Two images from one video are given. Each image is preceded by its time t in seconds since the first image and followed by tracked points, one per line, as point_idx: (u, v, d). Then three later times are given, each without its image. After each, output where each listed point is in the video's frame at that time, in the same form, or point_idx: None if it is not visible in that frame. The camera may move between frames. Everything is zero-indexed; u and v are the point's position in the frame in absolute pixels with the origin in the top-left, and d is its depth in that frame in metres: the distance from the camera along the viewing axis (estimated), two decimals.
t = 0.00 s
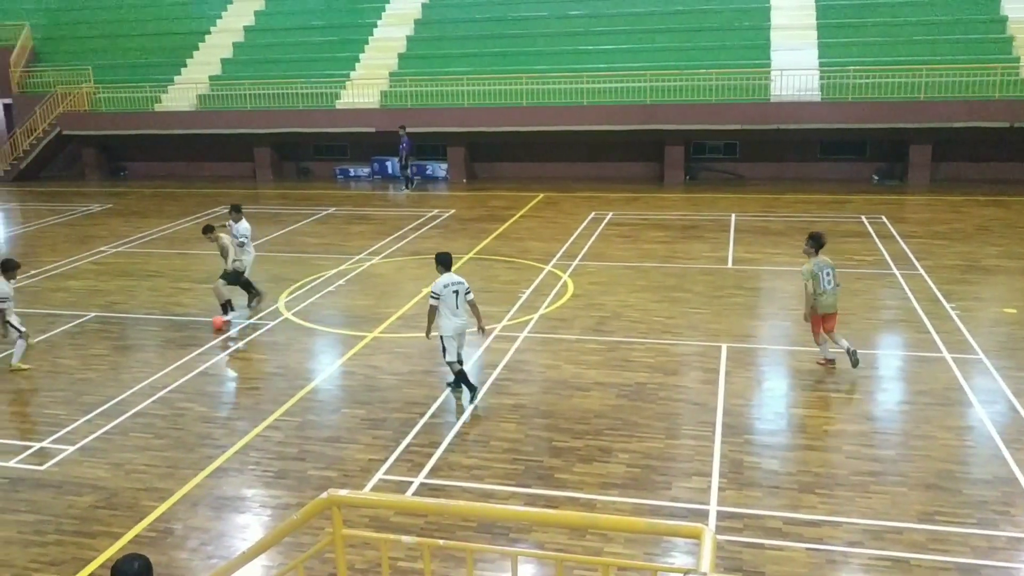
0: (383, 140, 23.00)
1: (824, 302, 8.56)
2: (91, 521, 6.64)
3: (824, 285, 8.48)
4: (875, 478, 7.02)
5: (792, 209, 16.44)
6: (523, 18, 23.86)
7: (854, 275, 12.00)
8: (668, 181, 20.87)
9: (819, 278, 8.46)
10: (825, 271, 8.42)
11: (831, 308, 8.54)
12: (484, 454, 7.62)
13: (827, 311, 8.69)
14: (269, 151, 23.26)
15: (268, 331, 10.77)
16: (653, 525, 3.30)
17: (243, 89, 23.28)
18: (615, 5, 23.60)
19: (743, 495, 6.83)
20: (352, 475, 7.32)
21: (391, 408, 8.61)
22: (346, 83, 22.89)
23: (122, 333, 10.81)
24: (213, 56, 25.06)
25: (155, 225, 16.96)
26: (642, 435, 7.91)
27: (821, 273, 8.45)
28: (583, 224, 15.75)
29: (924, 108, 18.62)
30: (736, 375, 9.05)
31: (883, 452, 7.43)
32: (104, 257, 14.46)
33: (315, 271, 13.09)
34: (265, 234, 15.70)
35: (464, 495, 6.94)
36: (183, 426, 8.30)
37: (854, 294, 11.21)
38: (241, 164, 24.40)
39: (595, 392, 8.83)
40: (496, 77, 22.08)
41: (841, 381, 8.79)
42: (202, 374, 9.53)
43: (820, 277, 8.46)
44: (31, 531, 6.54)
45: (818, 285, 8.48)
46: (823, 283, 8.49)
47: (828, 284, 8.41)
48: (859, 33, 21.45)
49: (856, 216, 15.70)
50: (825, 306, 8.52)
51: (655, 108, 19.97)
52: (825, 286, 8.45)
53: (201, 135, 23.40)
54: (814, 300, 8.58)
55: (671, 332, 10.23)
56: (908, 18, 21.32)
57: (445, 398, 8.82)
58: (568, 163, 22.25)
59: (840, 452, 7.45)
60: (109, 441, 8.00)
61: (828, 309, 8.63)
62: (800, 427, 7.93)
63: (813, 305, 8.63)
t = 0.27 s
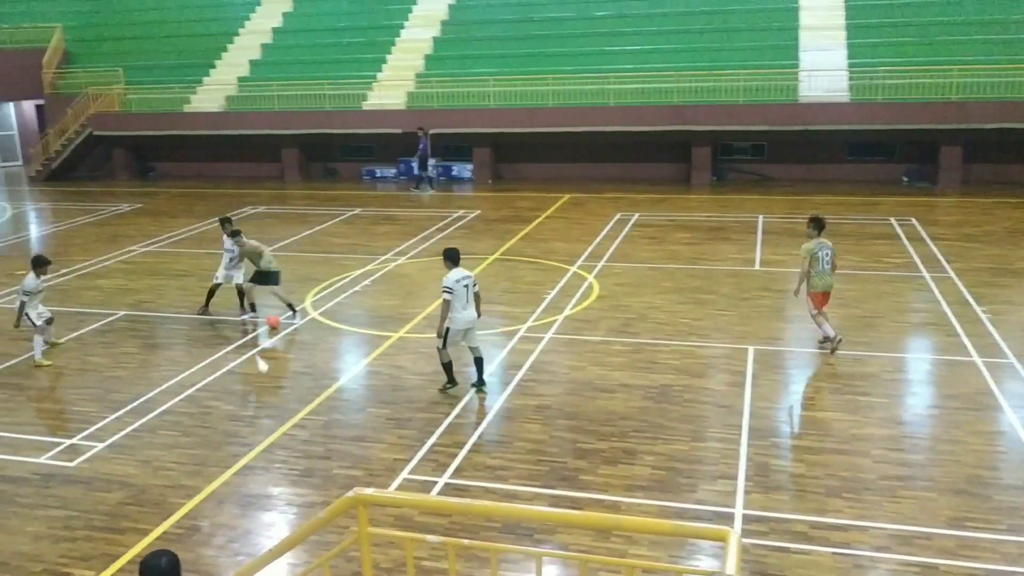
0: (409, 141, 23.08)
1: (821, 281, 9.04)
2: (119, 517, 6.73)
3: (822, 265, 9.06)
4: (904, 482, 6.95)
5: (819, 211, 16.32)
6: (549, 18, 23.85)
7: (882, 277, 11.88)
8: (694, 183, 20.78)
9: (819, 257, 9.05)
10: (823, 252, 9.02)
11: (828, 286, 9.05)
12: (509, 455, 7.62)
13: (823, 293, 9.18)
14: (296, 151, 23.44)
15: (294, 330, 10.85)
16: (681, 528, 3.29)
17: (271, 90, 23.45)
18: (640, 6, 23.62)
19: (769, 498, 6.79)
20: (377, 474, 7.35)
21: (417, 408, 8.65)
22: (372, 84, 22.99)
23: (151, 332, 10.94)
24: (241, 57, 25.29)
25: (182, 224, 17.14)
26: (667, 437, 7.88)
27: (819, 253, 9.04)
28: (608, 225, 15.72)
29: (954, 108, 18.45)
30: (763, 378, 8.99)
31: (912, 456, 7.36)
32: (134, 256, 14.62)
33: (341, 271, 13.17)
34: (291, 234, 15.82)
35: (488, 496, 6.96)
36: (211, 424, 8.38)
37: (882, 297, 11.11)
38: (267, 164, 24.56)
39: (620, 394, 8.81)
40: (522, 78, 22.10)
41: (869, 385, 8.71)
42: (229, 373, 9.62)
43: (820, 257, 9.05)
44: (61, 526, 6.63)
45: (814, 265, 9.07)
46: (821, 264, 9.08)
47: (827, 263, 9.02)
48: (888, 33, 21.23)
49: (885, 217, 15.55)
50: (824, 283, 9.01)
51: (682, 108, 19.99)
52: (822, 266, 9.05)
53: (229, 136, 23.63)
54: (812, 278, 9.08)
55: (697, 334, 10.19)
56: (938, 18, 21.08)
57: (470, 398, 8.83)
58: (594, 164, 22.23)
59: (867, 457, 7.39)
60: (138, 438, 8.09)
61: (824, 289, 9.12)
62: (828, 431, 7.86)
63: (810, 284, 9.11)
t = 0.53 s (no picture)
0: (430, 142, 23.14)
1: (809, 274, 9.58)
2: (141, 514, 6.79)
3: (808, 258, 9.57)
4: (927, 487, 6.88)
5: (842, 213, 16.19)
6: (570, 19, 23.83)
7: (905, 280, 11.77)
8: (715, 184, 20.69)
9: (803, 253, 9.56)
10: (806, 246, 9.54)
11: (816, 278, 9.59)
12: (528, 456, 7.63)
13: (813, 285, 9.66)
14: (317, 153, 23.57)
15: (315, 330, 10.91)
16: (698, 530, 3.29)
17: (292, 91, 23.60)
18: (660, 7, 23.57)
19: (789, 502, 6.75)
20: (397, 474, 7.38)
21: (436, 409, 8.66)
22: (393, 85, 23.11)
23: (173, 332, 11.03)
24: (263, 59, 25.46)
25: (205, 225, 17.27)
26: (687, 439, 7.85)
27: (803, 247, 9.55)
28: (628, 226, 15.68)
29: (979, 109, 18.26)
30: (784, 381, 8.94)
31: (935, 460, 7.29)
32: (157, 257, 14.75)
33: (362, 272, 13.23)
34: (312, 235, 15.90)
35: (507, 497, 6.96)
36: (232, 424, 8.44)
37: (905, 300, 11.02)
38: (288, 165, 24.70)
39: (639, 396, 8.79)
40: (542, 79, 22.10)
41: (892, 389, 8.63)
42: (250, 373, 9.68)
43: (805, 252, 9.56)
44: (84, 523, 6.71)
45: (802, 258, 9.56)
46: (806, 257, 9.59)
47: (813, 256, 9.55)
48: (912, 33, 21.05)
49: (908, 219, 15.41)
50: (812, 276, 9.53)
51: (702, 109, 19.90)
52: (809, 259, 9.56)
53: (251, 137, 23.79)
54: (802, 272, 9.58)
55: (717, 336, 10.15)
56: (964, 18, 20.87)
57: (489, 399, 8.84)
58: (614, 166, 22.19)
59: (890, 461, 7.32)
60: (160, 437, 8.16)
61: (812, 281, 9.65)
62: (849, 435, 7.80)
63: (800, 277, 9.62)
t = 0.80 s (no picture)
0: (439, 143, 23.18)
1: (774, 252, 10.71)
2: (151, 514, 6.82)
3: (774, 239, 10.73)
4: (938, 489, 6.85)
5: (852, 214, 16.13)
6: (579, 20, 23.81)
7: (917, 281, 11.71)
8: (725, 185, 20.63)
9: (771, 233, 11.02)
10: (775, 229, 10.75)
11: (775, 258, 10.68)
12: (537, 457, 7.62)
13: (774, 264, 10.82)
14: (327, 153, 23.63)
15: (325, 330, 10.94)
16: (708, 531, 3.28)
17: (303, 92, 23.68)
18: (669, 7, 23.53)
19: (799, 503, 6.73)
20: (406, 475, 7.39)
21: (445, 409, 8.67)
22: (402, 86, 23.19)
23: (184, 332, 11.07)
24: (273, 60, 25.55)
25: (215, 225, 17.34)
26: (697, 441, 7.83)
27: (771, 230, 10.77)
28: (637, 227, 15.67)
29: (991, 110, 18.16)
30: (794, 382, 8.91)
31: (946, 463, 7.25)
32: (167, 257, 14.82)
33: (371, 272, 13.26)
34: (322, 236, 15.95)
35: (516, 498, 6.95)
36: (242, 423, 8.46)
37: (917, 301, 10.97)
38: (298, 166, 24.77)
39: (648, 397, 8.77)
40: (552, 80, 22.10)
41: (903, 391, 8.59)
42: (260, 373, 9.70)
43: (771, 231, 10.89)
44: (95, 522, 6.74)
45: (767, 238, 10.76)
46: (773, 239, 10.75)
47: (776, 237, 10.67)
48: (924, 33, 20.95)
49: (919, 220, 15.34)
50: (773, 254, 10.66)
51: (712, 110, 19.86)
52: (773, 239, 10.73)
53: (261, 138, 23.87)
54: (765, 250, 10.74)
55: (727, 337, 10.13)
56: (976, 18, 20.76)
57: (498, 400, 8.84)
58: (623, 166, 22.16)
59: (900, 463, 7.29)
60: (171, 437, 8.20)
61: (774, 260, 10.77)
62: (859, 436, 7.77)
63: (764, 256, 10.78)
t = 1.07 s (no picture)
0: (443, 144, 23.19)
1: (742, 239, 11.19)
2: (155, 514, 6.83)
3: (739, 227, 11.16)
4: (941, 490, 6.83)
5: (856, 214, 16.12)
6: (583, 20, 23.80)
7: (920, 282, 11.69)
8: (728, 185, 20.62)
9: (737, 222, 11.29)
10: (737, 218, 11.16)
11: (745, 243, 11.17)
12: (539, 457, 7.62)
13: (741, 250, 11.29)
14: (330, 154, 23.66)
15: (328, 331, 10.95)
16: (710, 532, 3.28)
17: (306, 92, 23.70)
18: (672, 7, 23.52)
19: (802, 504, 6.72)
20: (409, 475, 7.39)
21: (449, 410, 8.67)
22: (405, 87, 23.19)
23: (187, 332, 11.09)
24: (276, 60, 25.59)
25: (219, 226, 17.35)
26: (700, 441, 7.82)
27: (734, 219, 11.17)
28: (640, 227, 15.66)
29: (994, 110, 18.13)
30: (797, 383, 8.89)
31: (950, 463, 7.24)
32: (171, 257, 14.84)
33: (374, 273, 13.27)
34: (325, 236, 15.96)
35: (518, 498, 6.95)
36: (245, 423, 8.47)
37: (921, 301, 10.95)
38: (301, 166, 24.79)
39: (652, 397, 8.76)
40: (555, 80, 22.10)
41: (906, 391, 8.57)
42: (263, 373, 9.71)
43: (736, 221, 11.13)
44: (98, 522, 6.74)
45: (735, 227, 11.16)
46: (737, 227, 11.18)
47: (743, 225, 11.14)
48: (928, 33, 20.92)
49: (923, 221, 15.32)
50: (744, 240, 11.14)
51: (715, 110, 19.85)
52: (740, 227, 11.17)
53: (264, 138, 23.90)
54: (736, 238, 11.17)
55: (730, 338, 10.11)
56: (980, 18, 20.72)
57: (501, 400, 8.84)
58: (626, 166, 22.15)
59: (904, 463, 7.28)
60: (174, 437, 8.21)
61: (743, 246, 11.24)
62: (863, 437, 7.75)
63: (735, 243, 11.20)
